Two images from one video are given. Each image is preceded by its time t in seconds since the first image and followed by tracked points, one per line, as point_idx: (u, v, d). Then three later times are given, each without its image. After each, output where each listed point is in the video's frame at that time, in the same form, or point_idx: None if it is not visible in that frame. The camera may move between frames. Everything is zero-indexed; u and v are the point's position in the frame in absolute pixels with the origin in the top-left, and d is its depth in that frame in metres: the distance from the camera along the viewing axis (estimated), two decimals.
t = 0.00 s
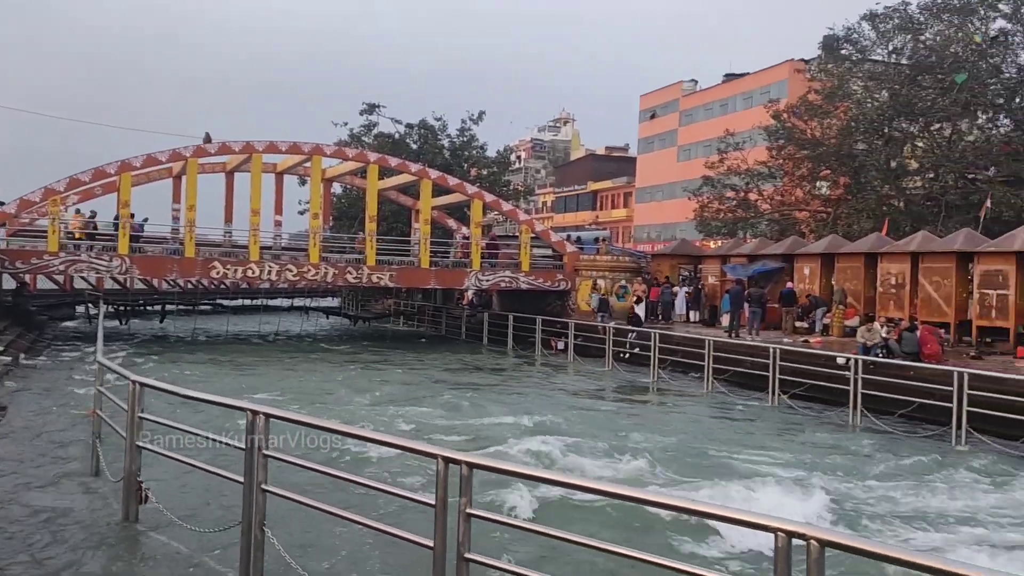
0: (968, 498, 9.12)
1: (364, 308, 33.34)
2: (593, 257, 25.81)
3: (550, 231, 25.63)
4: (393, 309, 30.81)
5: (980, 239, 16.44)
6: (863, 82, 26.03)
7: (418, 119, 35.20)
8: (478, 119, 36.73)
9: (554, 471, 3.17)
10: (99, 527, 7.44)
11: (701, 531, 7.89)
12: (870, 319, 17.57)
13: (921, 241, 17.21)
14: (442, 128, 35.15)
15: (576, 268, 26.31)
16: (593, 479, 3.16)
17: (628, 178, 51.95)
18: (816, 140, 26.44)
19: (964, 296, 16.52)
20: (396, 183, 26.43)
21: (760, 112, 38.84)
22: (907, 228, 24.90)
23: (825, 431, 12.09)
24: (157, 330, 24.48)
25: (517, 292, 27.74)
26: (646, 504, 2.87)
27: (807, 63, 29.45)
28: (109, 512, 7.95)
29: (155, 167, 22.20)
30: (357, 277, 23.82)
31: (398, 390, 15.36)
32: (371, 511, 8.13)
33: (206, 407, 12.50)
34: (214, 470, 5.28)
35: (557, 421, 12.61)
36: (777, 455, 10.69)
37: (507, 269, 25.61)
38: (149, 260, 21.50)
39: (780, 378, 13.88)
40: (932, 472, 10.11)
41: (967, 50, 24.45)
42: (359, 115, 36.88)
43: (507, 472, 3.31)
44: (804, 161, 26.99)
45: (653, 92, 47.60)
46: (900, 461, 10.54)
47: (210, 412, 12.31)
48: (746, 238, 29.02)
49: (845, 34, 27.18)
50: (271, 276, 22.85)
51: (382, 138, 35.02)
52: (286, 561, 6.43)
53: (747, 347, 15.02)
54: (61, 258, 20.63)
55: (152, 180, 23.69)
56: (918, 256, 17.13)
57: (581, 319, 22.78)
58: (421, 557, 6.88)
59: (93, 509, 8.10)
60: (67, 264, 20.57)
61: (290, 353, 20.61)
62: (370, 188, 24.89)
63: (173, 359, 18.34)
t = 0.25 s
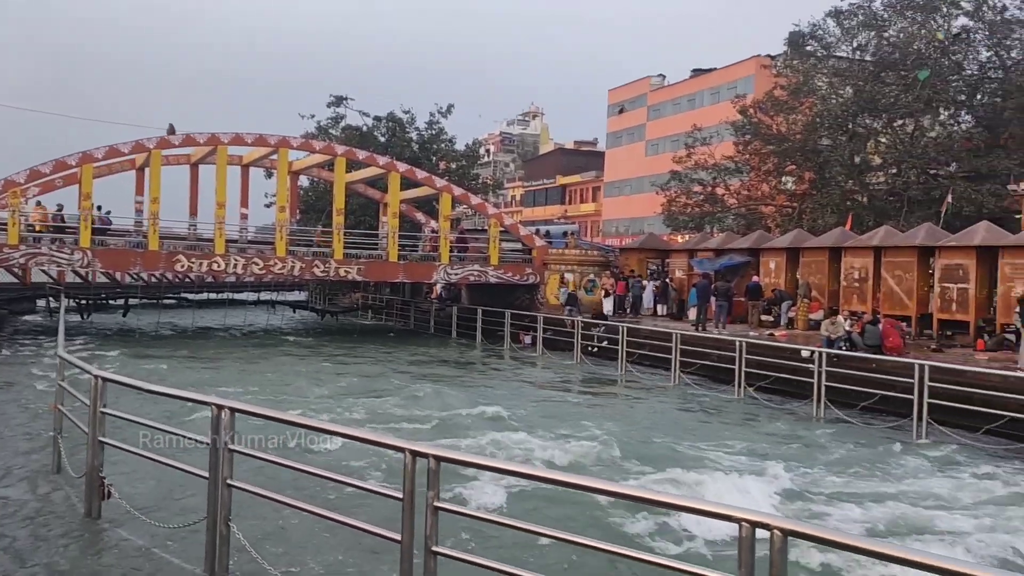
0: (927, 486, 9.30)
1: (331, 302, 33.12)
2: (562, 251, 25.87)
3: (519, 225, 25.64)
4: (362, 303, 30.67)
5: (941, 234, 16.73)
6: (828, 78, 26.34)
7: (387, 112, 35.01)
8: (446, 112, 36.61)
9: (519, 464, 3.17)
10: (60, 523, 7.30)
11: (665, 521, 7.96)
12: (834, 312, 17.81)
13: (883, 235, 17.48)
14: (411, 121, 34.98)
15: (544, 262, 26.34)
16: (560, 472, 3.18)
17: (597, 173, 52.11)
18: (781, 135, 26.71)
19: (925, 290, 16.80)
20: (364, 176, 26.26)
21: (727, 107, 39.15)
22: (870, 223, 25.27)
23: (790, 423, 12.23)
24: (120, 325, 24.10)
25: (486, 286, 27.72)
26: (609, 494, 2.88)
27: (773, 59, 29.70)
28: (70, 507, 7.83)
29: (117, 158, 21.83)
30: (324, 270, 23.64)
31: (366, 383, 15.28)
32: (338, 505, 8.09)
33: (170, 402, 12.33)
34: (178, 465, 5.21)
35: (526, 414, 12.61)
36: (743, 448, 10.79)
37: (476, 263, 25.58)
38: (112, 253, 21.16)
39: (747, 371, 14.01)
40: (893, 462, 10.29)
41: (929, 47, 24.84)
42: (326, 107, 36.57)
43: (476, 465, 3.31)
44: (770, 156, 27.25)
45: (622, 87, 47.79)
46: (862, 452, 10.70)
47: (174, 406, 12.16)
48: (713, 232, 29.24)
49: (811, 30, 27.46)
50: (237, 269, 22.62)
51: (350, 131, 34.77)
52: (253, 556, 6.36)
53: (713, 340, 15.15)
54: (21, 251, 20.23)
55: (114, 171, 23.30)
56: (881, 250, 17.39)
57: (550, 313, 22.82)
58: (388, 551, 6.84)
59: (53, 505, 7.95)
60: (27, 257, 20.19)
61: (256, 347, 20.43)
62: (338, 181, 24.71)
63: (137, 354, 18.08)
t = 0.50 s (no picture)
0: (881, 478, 9.47)
1: (293, 298, 32.83)
2: (526, 248, 25.93)
3: (483, 221, 25.63)
4: (324, 299, 30.45)
5: (897, 232, 17.07)
6: (788, 77, 26.68)
7: (350, 107, 34.78)
8: (410, 107, 36.44)
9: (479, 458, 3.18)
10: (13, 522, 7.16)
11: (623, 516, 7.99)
12: (793, 309, 18.07)
13: (841, 233, 17.78)
14: (374, 116, 34.78)
15: (509, 258, 26.35)
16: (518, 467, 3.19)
17: (561, 169, 52.25)
18: (742, 133, 26.99)
19: (882, 286, 17.12)
20: (327, 171, 26.07)
21: (689, 105, 39.47)
22: (829, 220, 25.65)
23: (750, 418, 12.40)
24: (76, 321, 23.68)
25: (450, 282, 27.68)
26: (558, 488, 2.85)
27: (735, 58, 29.98)
28: (22, 505, 7.68)
29: (74, 152, 21.45)
30: (286, 266, 23.44)
31: (327, 380, 15.18)
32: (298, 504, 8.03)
33: (127, 400, 12.16)
34: (133, 464, 5.13)
35: (489, 410, 12.63)
36: (703, 442, 10.91)
37: (440, 259, 25.53)
38: (68, 249, 20.80)
39: (708, 366, 14.17)
40: (849, 455, 10.47)
41: (887, 47, 25.28)
42: (289, 101, 36.22)
43: (436, 461, 3.30)
44: (732, 154, 27.54)
45: (586, 83, 47.95)
46: (819, 445, 10.88)
47: (132, 403, 11.99)
48: (676, 229, 29.49)
49: (772, 30, 27.77)
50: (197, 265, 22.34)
51: (312, 126, 34.47)
52: (213, 553, 6.29)
53: (675, 336, 15.30)
54: None
55: (70, 165, 22.89)
56: (839, 247, 17.68)
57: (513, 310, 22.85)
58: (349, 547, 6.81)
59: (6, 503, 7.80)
60: None
61: (216, 343, 20.20)
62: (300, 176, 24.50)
63: (94, 351, 17.79)
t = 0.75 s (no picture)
0: (843, 474, 9.57)
1: (258, 299, 32.53)
2: (493, 248, 25.92)
3: (450, 221, 25.57)
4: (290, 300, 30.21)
5: (858, 233, 17.31)
6: (752, 78, 26.95)
7: (315, 106, 34.53)
8: (376, 106, 36.28)
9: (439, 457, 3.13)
10: None
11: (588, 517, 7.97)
12: (757, 308, 18.24)
13: (804, 233, 17.99)
14: (340, 115, 34.56)
15: (476, 258, 26.29)
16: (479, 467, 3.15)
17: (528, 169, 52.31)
18: (707, 133, 27.22)
19: (844, 285, 17.34)
20: (291, 171, 25.84)
21: (655, 106, 39.72)
22: (792, 219, 25.94)
23: (714, 416, 12.49)
24: (34, 322, 23.25)
25: (417, 282, 27.59)
26: (519, 487, 2.81)
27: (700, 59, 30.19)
28: None
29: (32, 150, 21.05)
30: (250, 266, 23.20)
31: (291, 381, 15.05)
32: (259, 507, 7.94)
33: (86, 402, 11.95)
34: (87, 465, 4.94)
35: (454, 410, 12.60)
36: (667, 440, 10.97)
37: (407, 259, 25.42)
38: (26, 249, 20.42)
39: (673, 365, 14.25)
40: (811, 452, 10.59)
41: (849, 49, 25.64)
42: (253, 100, 35.87)
43: (395, 461, 3.24)
44: (697, 155, 27.75)
45: (553, 84, 48.08)
46: (781, 443, 10.98)
47: (90, 406, 11.79)
48: (642, 229, 29.65)
49: (736, 32, 28.01)
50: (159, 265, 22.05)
51: (277, 125, 34.18)
52: (173, 560, 6.16)
53: (641, 335, 15.38)
54: None
55: (28, 163, 22.47)
56: (802, 247, 17.88)
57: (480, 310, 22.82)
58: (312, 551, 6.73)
59: None
60: None
61: (178, 344, 19.94)
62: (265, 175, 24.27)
63: (52, 352, 17.47)
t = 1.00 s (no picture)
0: (798, 469, 9.69)
1: (214, 302, 32.10)
2: (453, 248, 25.87)
3: (408, 222, 25.46)
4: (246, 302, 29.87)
5: (811, 232, 17.57)
6: (708, 80, 27.24)
7: (271, 106, 34.19)
8: (333, 106, 36.04)
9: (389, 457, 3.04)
10: None
11: (546, 521, 7.93)
12: (714, 307, 18.43)
13: (759, 233, 18.21)
14: (297, 115, 34.25)
15: (435, 258, 26.19)
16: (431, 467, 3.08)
17: (488, 170, 52.32)
18: (665, 134, 27.45)
19: (798, 283, 17.59)
20: (247, 171, 25.54)
21: (613, 106, 39.98)
22: (748, 219, 26.25)
23: (671, 414, 12.59)
24: None
25: (376, 283, 27.43)
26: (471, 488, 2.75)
27: (658, 61, 30.40)
28: None
29: None
30: (205, 268, 22.88)
31: (246, 385, 14.88)
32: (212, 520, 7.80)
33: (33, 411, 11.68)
34: (22, 466, 4.55)
35: (412, 412, 12.55)
36: (624, 439, 11.04)
37: (365, 260, 25.25)
38: None
39: (631, 365, 14.33)
40: (766, 449, 10.71)
41: (802, 51, 26.04)
42: (208, 99, 35.41)
43: (345, 461, 3.16)
44: (654, 156, 27.98)
45: (512, 84, 48.18)
46: (737, 439, 11.09)
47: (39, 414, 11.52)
48: (600, 229, 29.79)
49: (692, 33, 28.28)
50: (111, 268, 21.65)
51: (232, 125, 33.78)
52: None
53: (599, 335, 15.45)
54: None
55: None
56: (757, 246, 18.10)
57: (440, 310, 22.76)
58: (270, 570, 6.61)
59: None
60: None
61: (131, 349, 19.59)
62: (221, 176, 23.95)
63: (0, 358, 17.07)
